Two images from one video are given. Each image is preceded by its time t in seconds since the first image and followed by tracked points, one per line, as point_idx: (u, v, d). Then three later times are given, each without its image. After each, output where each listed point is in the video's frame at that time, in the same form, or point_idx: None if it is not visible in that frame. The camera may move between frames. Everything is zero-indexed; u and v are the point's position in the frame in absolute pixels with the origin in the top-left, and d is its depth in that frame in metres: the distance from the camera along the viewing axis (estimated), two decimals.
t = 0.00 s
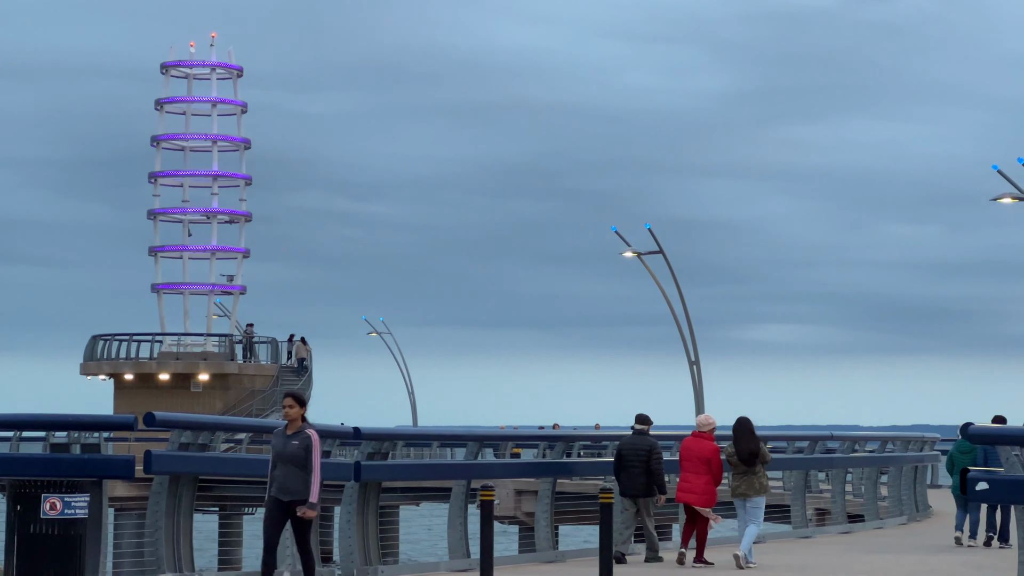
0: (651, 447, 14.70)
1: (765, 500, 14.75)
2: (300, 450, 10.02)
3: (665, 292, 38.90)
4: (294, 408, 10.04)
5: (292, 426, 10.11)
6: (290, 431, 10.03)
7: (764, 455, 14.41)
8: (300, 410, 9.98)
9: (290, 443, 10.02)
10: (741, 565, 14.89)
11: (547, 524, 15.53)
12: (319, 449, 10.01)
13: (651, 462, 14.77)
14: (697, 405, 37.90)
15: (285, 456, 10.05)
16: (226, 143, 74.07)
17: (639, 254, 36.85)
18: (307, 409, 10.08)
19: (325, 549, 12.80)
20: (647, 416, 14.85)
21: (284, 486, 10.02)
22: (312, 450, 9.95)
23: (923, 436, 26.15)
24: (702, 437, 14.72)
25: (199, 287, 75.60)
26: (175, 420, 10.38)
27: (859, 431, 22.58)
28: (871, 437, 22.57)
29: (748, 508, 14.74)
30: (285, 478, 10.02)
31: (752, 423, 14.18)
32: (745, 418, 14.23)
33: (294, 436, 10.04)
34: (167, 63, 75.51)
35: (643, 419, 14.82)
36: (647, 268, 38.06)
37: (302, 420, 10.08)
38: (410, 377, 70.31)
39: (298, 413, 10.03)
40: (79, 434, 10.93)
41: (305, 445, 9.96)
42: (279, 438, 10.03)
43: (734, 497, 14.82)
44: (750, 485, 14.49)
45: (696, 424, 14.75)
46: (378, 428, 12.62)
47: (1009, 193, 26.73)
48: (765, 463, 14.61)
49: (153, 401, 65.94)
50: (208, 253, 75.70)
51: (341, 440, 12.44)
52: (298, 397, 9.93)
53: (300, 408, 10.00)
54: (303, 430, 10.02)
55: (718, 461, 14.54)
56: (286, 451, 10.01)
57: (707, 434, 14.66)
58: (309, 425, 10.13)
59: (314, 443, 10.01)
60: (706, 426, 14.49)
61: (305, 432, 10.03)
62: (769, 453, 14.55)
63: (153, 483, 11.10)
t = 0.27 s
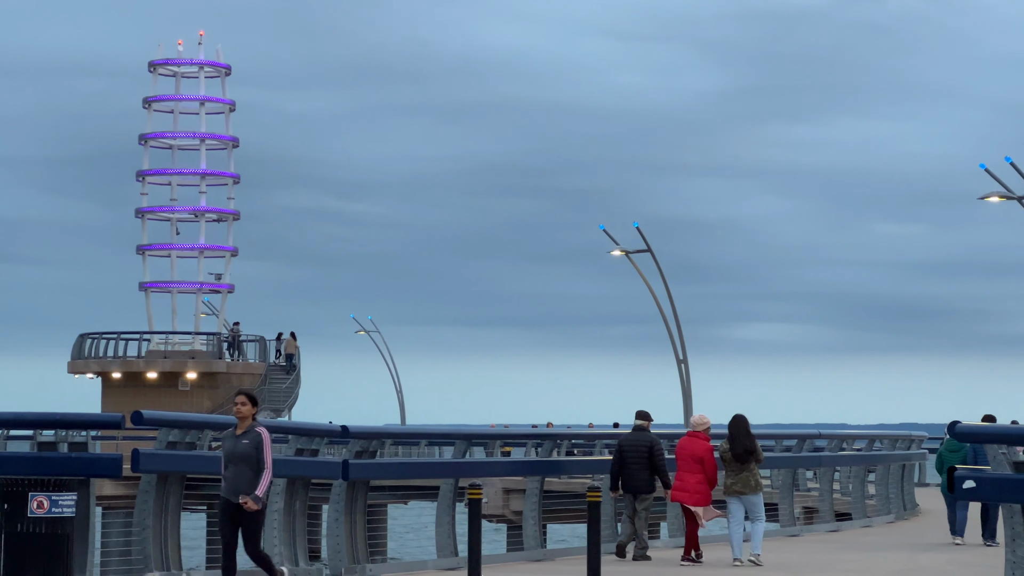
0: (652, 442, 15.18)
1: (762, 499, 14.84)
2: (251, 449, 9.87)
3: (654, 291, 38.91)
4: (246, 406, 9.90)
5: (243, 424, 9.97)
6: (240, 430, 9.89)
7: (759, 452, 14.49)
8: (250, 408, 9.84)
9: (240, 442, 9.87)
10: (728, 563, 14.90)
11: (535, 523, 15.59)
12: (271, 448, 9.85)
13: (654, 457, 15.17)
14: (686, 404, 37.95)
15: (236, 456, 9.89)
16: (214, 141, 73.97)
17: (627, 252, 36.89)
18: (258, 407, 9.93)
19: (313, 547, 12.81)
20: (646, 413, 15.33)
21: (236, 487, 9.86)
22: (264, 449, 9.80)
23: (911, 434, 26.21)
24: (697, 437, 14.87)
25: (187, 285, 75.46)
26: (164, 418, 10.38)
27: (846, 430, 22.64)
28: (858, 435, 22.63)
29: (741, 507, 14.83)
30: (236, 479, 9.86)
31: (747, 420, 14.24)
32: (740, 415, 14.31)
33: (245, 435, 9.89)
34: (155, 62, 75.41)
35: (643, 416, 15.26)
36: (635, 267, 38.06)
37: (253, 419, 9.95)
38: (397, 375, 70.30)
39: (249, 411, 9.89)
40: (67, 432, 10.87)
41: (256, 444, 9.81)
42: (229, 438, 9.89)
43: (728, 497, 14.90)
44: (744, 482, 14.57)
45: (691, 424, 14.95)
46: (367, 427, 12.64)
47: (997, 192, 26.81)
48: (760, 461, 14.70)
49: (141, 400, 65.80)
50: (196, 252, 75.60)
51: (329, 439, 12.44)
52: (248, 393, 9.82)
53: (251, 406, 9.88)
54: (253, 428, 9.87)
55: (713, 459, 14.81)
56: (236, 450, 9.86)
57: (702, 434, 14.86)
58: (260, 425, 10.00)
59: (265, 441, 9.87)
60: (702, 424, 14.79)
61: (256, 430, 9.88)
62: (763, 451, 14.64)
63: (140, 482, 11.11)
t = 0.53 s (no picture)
0: (648, 441, 15.27)
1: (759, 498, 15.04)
2: (208, 447, 9.72)
3: (643, 290, 38.98)
4: (202, 404, 9.77)
5: (198, 422, 9.81)
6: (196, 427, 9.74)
7: (758, 452, 14.66)
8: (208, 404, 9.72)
9: (197, 439, 9.71)
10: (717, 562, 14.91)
11: (524, 521, 15.63)
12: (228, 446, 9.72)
13: (652, 456, 15.23)
14: (675, 403, 38.01)
15: (192, 454, 9.71)
16: (202, 139, 73.87)
17: (616, 251, 36.97)
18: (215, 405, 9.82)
19: (302, 545, 12.82)
20: (642, 413, 15.41)
21: (190, 485, 9.67)
22: (222, 445, 9.67)
23: (899, 433, 26.27)
24: (690, 436, 14.96)
25: (176, 284, 75.34)
26: (151, 417, 10.36)
27: (835, 428, 22.68)
28: (847, 433, 22.68)
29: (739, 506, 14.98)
30: (191, 477, 9.68)
31: (748, 420, 14.33)
32: (742, 416, 14.44)
33: (202, 433, 9.75)
34: (144, 60, 75.29)
35: (640, 415, 15.34)
36: (624, 266, 38.11)
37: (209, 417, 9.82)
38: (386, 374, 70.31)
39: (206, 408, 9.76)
40: (55, 430, 10.90)
41: (214, 441, 9.67)
42: (185, 435, 9.72)
43: (726, 496, 15.04)
44: (744, 482, 14.72)
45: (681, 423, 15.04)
46: (356, 426, 12.63)
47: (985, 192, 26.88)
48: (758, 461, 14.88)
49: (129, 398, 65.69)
50: (185, 250, 75.50)
51: (318, 437, 12.44)
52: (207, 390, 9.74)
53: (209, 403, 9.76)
54: (211, 426, 9.75)
55: (708, 456, 14.82)
56: (193, 448, 9.70)
57: (695, 431, 14.95)
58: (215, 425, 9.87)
59: (223, 439, 9.75)
60: (692, 423, 14.86)
61: (213, 428, 9.75)
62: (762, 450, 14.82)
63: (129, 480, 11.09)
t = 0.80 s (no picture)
0: (646, 438, 15.36)
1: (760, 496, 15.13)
2: (162, 444, 9.66)
3: (633, 289, 39.00)
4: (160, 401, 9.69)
5: (154, 419, 9.74)
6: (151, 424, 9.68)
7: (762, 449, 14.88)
8: (165, 402, 9.67)
9: (151, 436, 9.66)
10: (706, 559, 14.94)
11: (513, 519, 15.67)
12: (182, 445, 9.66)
13: (647, 454, 15.31)
14: (665, 401, 38.05)
15: (145, 451, 9.67)
16: (192, 137, 73.77)
17: (606, 249, 37.02)
18: (172, 402, 9.76)
19: (291, 544, 12.81)
20: (639, 410, 15.45)
21: (144, 482, 9.63)
22: (176, 443, 9.61)
23: (889, 431, 26.32)
24: (685, 432, 14.98)
25: (166, 282, 75.23)
26: (140, 415, 10.37)
27: (825, 426, 22.72)
28: (837, 431, 22.72)
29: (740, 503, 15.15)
30: (144, 474, 9.64)
31: (752, 417, 14.65)
32: (746, 412, 14.74)
33: (156, 430, 9.68)
34: (133, 58, 75.17)
35: (637, 413, 15.39)
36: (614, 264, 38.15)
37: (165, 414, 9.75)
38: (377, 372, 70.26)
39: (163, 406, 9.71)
40: (45, 429, 10.88)
41: (169, 439, 9.62)
42: (139, 432, 9.66)
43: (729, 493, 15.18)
44: (747, 480, 14.83)
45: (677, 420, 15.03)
46: (346, 424, 12.63)
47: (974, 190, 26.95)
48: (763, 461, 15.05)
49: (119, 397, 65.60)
50: (174, 249, 75.40)
51: (308, 436, 12.45)
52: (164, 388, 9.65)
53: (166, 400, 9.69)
54: (167, 423, 9.69)
55: (703, 453, 14.88)
56: (146, 445, 9.64)
57: (691, 428, 14.96)
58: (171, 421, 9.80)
59: (178, 437, 9.68)
60: (687, 420, 14.85)
61: (169, 425, 9.70)
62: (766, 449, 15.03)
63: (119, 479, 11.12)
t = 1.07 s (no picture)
0: (645, 437, 15.37)
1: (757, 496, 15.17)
2: (115, 445, 9.42)
3: (623, 288, 39.04)
4: (111, 400, 9.46)
5: (107, 419, 9.50)
6: (104, 425, 9.45)
7: (761, 448, 14.93)
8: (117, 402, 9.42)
9: (104, 438, 9.42)
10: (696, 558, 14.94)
11: (504, 518, 15.66)
12: (137, 445, 9.44)
13: (644, 454, 15.34)
14: (655, 400, 38.08)
15: (99, 452, 9.45)
16: (183, 136, 73.67)
17: (597, 247, 37.05)
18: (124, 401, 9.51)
19: (282, 542, 12.82)
20: (638, 409, 15.48)
21: (99, 485, 9.44)
22: (129, 446, 9.38)
23: (879, 429, 26.36)
24: (687, 432, 15.03)
25: (157, 280, 75.13)
26: (130, 414, 10.36)
27: (816, 424, 22.75)
28: (828, 430, 22.75)
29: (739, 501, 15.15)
30: (100, 477, 9.43)
31: (752, 416, 14.65)
32: (745, 411, 14.75)
33: (110, 430, 9.44)
34: (123, 56, 75.03)
35: (637, 412, 15.44)
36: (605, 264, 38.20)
37: (118, 413, 9.50)
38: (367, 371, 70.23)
39: (116, 405, 9.46)
40: (34, 428, 10.87)
41: (121, 440, 9.39)
42: (91, 433, 9.43)
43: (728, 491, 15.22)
44: (744, 478, 14.90)
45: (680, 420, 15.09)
46: (337, 423, 12.64)
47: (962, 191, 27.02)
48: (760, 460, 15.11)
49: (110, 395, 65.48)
50: (165, 247, 75.28)
51: (299, 434, 12.46)
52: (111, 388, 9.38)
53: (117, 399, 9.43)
54: (119, 424, 9.44)
55: (705, 454, 14.94)
56: (99, 447, 9.41)
57: (693, 428, 15.02)
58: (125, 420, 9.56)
59: (131, 437, 9.44)
60: (690, 420, 14.91)
61: (121, 425, 9.45)
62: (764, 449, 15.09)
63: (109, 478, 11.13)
